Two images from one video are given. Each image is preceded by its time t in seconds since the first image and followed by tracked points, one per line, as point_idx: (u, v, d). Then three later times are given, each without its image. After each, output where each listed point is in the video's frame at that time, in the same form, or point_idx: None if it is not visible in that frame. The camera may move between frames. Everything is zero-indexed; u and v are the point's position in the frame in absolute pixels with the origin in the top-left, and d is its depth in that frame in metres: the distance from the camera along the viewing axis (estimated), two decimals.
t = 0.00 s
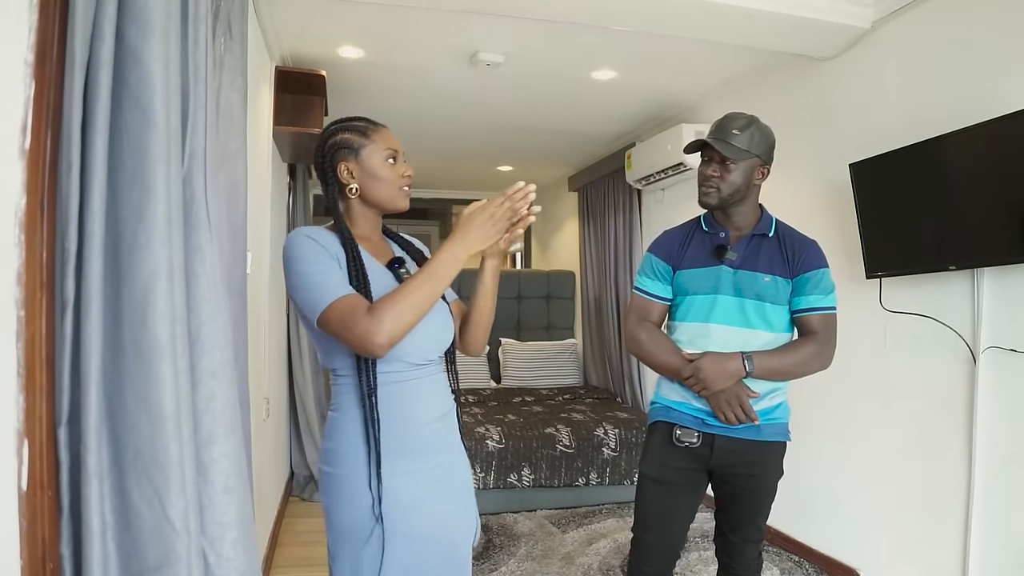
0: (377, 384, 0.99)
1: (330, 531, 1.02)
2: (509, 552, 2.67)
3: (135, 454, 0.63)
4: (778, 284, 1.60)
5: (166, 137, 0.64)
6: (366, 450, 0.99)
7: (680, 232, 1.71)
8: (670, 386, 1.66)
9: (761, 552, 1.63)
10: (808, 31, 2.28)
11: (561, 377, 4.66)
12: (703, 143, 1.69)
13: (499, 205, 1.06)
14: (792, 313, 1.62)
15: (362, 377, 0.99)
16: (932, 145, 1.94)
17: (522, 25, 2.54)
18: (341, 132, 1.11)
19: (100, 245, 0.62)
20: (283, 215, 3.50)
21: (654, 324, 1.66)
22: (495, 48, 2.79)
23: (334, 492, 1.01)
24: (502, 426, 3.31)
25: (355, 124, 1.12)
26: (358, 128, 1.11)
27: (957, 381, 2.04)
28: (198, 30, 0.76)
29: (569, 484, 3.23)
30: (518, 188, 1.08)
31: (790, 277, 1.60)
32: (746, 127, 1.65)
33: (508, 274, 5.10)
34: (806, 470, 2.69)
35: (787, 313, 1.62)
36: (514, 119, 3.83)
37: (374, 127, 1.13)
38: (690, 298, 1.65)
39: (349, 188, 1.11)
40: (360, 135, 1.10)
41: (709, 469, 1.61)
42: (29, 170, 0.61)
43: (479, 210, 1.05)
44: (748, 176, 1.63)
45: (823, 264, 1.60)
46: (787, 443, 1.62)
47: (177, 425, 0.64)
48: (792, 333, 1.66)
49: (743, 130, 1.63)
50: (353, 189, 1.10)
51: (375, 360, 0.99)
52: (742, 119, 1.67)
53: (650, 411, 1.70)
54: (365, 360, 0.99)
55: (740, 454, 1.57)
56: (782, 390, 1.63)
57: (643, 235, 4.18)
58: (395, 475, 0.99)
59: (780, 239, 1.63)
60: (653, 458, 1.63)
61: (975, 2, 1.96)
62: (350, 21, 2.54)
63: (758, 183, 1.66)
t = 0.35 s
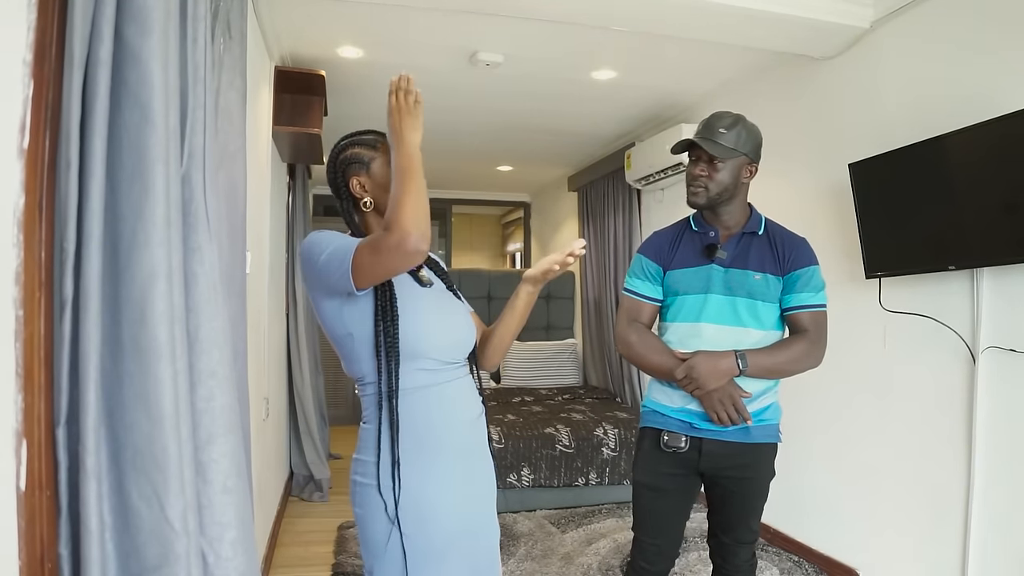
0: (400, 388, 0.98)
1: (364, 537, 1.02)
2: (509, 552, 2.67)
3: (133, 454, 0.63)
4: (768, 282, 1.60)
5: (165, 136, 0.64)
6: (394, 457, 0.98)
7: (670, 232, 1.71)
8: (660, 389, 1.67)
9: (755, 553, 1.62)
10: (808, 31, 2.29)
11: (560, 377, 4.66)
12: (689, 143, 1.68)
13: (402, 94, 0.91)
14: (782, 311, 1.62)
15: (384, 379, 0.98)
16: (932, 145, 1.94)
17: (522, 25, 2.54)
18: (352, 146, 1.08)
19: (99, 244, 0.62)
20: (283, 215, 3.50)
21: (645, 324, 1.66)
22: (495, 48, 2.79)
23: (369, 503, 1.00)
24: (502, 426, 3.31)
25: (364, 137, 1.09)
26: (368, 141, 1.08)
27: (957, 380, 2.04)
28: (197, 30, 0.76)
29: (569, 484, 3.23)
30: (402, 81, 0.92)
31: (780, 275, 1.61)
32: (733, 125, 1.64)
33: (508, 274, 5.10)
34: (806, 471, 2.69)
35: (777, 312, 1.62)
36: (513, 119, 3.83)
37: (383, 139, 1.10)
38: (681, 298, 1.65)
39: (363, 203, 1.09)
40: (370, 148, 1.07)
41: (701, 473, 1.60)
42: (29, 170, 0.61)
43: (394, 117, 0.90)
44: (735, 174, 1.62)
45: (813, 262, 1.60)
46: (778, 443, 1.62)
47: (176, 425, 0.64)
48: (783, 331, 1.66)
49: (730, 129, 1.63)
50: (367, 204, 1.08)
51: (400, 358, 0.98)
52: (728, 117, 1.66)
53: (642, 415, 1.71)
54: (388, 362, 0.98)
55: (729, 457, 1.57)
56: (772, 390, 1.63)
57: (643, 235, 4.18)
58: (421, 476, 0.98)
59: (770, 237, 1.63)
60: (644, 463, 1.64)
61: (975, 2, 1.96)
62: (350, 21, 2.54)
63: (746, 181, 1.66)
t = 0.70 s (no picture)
0: (400, 390, 0.98)
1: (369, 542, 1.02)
2: (509, 552, 2.67)
3: (133, 454, 0.63)
4: (737, 279, 1.60)
5: (164, 136, 0.64)
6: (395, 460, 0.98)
7: (640, 235, 1.74)
8: (634, 389, 1.67)
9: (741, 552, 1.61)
10: (807, 31, 2.29)
11: (560, 377, 4.66)
12: (657, 145, 1.72)
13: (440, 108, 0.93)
14: (753, 308, 1.62)
15: (385, 381, 0.98)
16: (932, 145, 1.94)
17: (522, 25, 2.54)
18: (348, 141, 1.09)
19: (98, 244, 0.62)
20: (283, 215, 3.50)
21: (619, 326, 1.69)
22: (495, 48, 2.79)
23: (371, 507, 1.00)
24: (501, 426, 3.32)
25: (360, 132, 1.09)
26: (364, 135, 1.08)
27: (957, 380, 2.04)
28: (197, 29, 0.76)
29: (569, 484, 3.23)
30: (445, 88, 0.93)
31: (750, 272, 1.61)
32: (698, 127, 1.69)
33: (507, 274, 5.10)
34: (805, 471, 2.69)
35: (748, 308, 1.62)
36: (513, 119, 3.83)
37: (379, 132, 1.10)
38: (652, 299, 1.66)
39: (360, 196, 1.08)
40: (367, 141, 1.07)
41: (682, 473, 1.61)
42: (28, 170, 0.61)
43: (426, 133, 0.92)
44: (703, 174, 1.65)
45: (782, 258, 1.60)
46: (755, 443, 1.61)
47: (175, 426, 0.64)
48: (756, 328, 1.65)
49: (695, 131, 1.67)
50: (364, 197, 1.08)
51: (400, 361, 0.98)
52: (694, 120, 1.71)
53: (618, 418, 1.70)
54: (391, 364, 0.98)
55: (707, 458, 1.57)
56: (747, 388, 1.62)
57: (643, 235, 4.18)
58: (420, 480, 0.98)
59: (738, 234, 1.64)
60: (625, 468, 1.64)
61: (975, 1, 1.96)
62: (350, 21, 2.54)
63: (714, 181, 1.69)
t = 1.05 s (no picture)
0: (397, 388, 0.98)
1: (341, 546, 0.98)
2: (508, 552, 2.67)
3: (133, 454, 0.63)
4: (712, 276, 1.62)
5: (164, 137, 0.64)
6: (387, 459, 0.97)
7: (611, 240, 1.74)
8: (614, 391, 1.67)
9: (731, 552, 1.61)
10: (807, 31, 2.29)
11: (560, 376, 4.66)
12: (626, 147, 1.74)
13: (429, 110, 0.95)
14: (727, 304, 1.64)
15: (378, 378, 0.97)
16: (931, 145, 1.94)
17: (522, 25, 2.54)
18: (339, 125, 1.06)
19: (98, 244, 0.62)
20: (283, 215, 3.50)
21: (595, 330, 1.68)
22: (494, 48, 2.79)
23: (352, 509, 0.97)
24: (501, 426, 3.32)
25: (350, 118, 1.07)
26: (357, 121, 1.07)
27: (957, 380, 2.04)
28: (197, 29, 0.76)
29: (569, 484, 3.23)
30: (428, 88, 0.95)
31: (723, 269, 1.63)
32: (666, 128, 1.70)
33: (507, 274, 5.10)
34: (806, 471, 2.68)
35: (722, 304, 1.63)
36: (514, 119, 3.83)
37: (368, 120, 1.09)
38: (629, 301, 1.66)
39: (353, 181, 1.05)
40: (361, 127, 1.06)
41: (669, 473, 1.61)
42: (28, 170, 0.61)
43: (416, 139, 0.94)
44: (671, 175, 1.68)
45: (752, 253, 1.63)
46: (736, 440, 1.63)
47: (175, 426, 0.64)
48: (731, 324, 1.67)
49: (663, 132, 1.69)
50: (360, 182, 1.05)
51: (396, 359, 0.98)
52: (660, 121, 1.72)
53: (600, 421, 1.68)
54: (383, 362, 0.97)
55: (694, 457, 1.58)
56: (726, 385, 1.64)
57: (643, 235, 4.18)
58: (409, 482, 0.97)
59: (709, 233, 1.66)
60: (613, 469, 1.64)
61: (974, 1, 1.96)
62: (350, 21, 2.54)
63: (680, 182, 1.73)
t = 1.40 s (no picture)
0: (366, 387, 0.97)
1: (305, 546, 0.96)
2: (508, 551, 2.67)
3: (133, 455, 0.63)
4: (690, 276, 1.66)
5: (163, 136, 0.64)
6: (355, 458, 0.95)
7: (586, 243, 1.72)
8: (602, 394, 1.66)
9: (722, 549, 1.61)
10: (806, 31, 2.29)
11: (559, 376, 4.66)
12: (598, 148, 1.75)
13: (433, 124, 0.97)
14: (701, 302, 1.70)
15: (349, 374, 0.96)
16: (932, 145, 1.94)
17: (522, 24, 2.54)
18: (324, 116, 1.04)
19: (98, 244, 0.61)
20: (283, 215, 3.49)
21: (575, 336, 1.66)
22: (494, 48, 2.79)
23: (315, 509, 0.95)
24: (500, 426, 3.32)
25: (334, 110, 1.06)
26: (340, 115, 1.06)
27: (957, 381, 2.04)
28: (196, 28, 0.76)
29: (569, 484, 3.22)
30: (433, 108, 0.98)
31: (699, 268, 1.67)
32: (639, 131, 1.73)
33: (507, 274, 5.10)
34: (806, 471, 2.68)
35: (698, 302, 1.69)
36: (515, 119, 3.83)
37: (351, 116, 1.09)
38: (610, 305, 1.66)
39: (330, 176, 1.04)
40: (344, 123, 1.06)
41: (660, 470, 1.62)
42: (27, 170, 0.60)
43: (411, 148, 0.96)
44: (644, 177, 1.71)
45: (724, 252, 1.69)
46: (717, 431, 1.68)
47: (174, 425, 0.64)
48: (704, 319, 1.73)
49: (637, 134, 1.71)
50: (338, 178, 1.04)
51: (368, 358, 0.97)
52: (635, 123, 1.74)
53: (590, 426, 1.66)
54: (354, 360, 0.96)
55: (684, 451, 1.60)
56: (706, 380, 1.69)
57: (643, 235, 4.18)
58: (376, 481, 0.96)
59: (683, 234, 1.71)
60: (607, 470, 1.63)
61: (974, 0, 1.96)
62: (350, 20, 2.53)
63: (652, 184, 1.75)
